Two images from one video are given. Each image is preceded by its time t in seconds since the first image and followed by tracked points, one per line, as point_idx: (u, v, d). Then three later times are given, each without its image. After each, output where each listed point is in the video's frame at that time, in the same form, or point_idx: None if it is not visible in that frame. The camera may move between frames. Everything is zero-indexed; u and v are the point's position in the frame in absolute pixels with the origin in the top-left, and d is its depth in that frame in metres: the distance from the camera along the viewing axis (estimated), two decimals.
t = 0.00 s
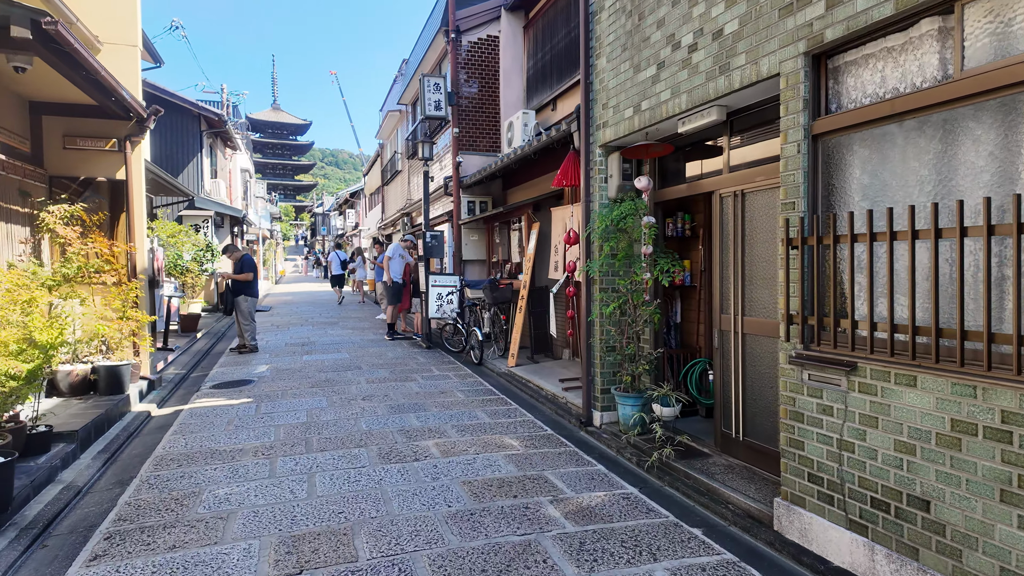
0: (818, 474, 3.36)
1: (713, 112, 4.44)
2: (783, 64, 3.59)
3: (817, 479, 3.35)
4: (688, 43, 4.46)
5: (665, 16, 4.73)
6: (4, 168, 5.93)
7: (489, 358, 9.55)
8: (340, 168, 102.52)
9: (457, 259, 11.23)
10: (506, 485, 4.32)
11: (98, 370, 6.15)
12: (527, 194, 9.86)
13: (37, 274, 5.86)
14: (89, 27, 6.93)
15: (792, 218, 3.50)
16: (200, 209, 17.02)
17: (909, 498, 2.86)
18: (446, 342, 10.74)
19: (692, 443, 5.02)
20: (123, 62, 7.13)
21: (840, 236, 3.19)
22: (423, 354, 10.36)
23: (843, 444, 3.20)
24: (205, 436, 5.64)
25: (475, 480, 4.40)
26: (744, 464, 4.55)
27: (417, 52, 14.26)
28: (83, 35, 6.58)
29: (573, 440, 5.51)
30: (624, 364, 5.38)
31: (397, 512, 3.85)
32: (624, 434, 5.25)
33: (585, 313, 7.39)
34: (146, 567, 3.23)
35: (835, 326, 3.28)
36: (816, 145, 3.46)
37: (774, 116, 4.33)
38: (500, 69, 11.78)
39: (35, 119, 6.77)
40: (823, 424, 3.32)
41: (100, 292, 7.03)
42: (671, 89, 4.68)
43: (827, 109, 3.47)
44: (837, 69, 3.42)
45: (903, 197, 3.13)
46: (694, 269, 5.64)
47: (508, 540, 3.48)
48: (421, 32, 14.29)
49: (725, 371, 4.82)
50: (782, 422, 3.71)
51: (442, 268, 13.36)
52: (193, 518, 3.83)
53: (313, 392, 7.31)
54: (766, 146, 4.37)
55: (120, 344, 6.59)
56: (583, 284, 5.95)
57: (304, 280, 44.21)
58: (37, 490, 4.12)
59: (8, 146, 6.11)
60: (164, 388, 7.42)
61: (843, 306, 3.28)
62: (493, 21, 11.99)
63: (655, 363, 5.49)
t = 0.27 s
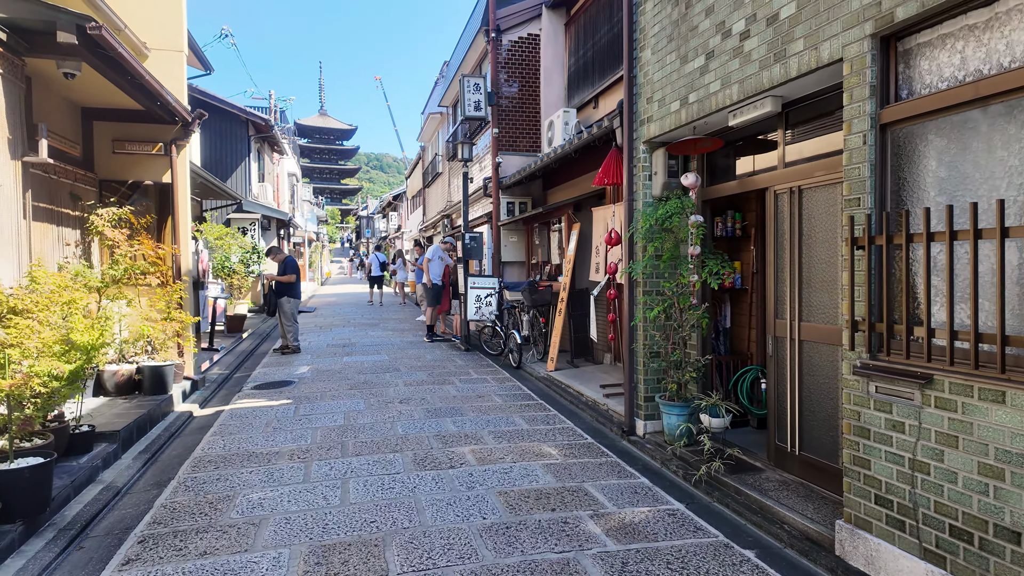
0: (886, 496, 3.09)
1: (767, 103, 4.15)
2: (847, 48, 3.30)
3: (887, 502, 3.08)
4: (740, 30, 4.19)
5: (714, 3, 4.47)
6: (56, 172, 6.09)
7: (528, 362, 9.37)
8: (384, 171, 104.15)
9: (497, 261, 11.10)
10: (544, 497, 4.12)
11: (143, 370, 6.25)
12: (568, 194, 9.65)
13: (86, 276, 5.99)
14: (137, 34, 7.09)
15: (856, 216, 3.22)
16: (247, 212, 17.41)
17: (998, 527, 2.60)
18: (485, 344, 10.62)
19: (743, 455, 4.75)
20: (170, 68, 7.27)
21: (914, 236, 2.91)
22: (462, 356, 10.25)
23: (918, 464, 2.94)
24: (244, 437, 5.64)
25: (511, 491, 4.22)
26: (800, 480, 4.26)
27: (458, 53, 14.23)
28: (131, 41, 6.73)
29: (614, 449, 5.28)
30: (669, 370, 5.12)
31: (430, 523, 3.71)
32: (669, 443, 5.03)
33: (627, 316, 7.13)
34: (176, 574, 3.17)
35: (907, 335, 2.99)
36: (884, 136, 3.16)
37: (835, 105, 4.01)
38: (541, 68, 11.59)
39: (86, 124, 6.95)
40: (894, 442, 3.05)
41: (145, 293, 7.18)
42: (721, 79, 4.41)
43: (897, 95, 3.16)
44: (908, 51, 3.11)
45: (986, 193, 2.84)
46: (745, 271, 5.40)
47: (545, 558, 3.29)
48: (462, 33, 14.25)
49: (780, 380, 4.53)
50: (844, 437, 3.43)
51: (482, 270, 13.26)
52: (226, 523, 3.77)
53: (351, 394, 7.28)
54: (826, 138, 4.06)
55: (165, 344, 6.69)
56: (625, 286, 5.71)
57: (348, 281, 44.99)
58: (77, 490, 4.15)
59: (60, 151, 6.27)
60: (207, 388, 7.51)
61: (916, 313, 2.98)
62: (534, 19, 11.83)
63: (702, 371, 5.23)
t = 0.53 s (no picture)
0: (944, 517, 2.83)
1: (810, 91, 3.89)
2: (901, 28, 3.03)
3: (948, 524, 2.81)
4: (781, 13, 3.93)
5: None
6: (83, 171, 6.09)
7: (553, 364, 9.16)
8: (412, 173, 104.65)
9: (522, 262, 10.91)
10: (569, 509, 3.92)
11: (166, 370, 6.23)
12: (595, 192, 9.41)
13: (111, 275, 5.99)
14: (163, 34, 7.10)
15: (912, 211, 2.96)
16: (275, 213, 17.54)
17: None
18: (509, 346, 10.44)
19: (782, 466, 4.47)
20: (196, 67, 7.26)
21: (979, 232, 2.64)
22: (486, 358, 10.09)
23: (984, 484, 2.66)
24: (264, 439, 5.55)
25: (535, 501, 4.03)
26: (844, 494, 3.98)
27: (484, 51, 14.09)
28: (157, 41, 6.73)
29: (644, 457, 5.05)
30: (702, 376, 4.88)
31: (450, 535, 3.54)
32: (702, 453, 4.79)
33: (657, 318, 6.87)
34: None
35: (971, 341, 2.72)
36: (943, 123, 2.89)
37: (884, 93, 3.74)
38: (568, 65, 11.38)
39: (113, 125, 6.96)
40: (956, 458, 2.78)
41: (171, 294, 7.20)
42: (760, 67, 4.16)
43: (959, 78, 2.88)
44: (972, 30, 2.84)
45: None
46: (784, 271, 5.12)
47: None
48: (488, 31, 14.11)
49: (820, 387, 4.24)
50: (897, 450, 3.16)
51: (507, 270, 13.09)
52: (240, 530, 3.66)
53: (373, 396, 7.17)
54: (874, 128, 3.79)
55: (188, 344, 6.67)
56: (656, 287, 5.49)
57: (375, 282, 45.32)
58: (95, 492, 4.09)
59: (88, 151, 6.28)
60: (230, 388, 7.48)
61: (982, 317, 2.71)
62: (561, 14, 11.61)
63: (738, 376, 4.97)
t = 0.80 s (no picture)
0: (998, 549, 2.59)
1: (842, 87, 3.66)
2: (948, 17, 2.80)
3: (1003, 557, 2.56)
4: (812, 4, 3.70)
5: None
6: (86, 174, 5.95)
7: (565, 370, 8.94)
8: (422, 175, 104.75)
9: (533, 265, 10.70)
10: (585, 530, 3.70)
11: (169, 377, 6.08)
12: (609, 194, 9.19)
13: (113, 280, 5.84)
14: (169, 34, 6.97)
15: (962, 216, 2.72)
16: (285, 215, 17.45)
17: None
18: (520, 351, 10.22)
19: (810, 484, 4.22)
20: (202, 67, 7.11)
21: None
22: (496, 363, 9.88)
23: None
24: (267, 450, 5.38)
25: (549, 521, 3.82)
26: (878, 517, 3.72)
27: (495, 51, 13.91)
28: (162, 41, 6.58)
29: (661, 472, 4.81)
30: (723, 387, 4.65)
31: (458, 559, 3.33)
32: (724, 469, 4.56)
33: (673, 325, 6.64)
34: None
35: None
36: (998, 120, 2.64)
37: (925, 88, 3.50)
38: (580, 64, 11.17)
39: (117, 127, 6.83)
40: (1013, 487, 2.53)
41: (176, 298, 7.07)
42: (789, 62, 3.93)
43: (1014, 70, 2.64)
44: None
45: None
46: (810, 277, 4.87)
47: None
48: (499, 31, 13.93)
49: (851, 401, 3.98)
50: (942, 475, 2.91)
51: (518, 273, 12.88)
52: (238, 551, 3.47)
53: (380, 403, 6.98)
54: (911, 125, 3.55)
55: (193, 350, 6.52)
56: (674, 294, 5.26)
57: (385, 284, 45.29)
58: (89, 508, 3.92)
59: (91, 153, 6.14)
60: (235, 395, 7.33)
61: None
62: (573, 13, 11.41)
63: (761, 388, 4.72)
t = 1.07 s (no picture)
0: None
1: (869, 84, 3.47)
2: (990, 7, 2.60)
3: None
4: None
5: None
6: (80, 177, 5.80)
7: (571, 377, 8.73)
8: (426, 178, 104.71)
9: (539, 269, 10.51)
10: (596, 552, 3.50)
11: (165, 386, 5.91)
12: (617, 197, 9.00)
13: (107, 286, 5.68)
14: (167, 34, 6.82)
15: (1007, 220, 2.51)
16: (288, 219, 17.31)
17: None
18: (525, 357, 10.02)
19: (832, 502, 4.00)
20: (201, 68, 6.95)
21: None
22: (500, 370, 9.68)
23: None
24: (264, 462, 5.19)
25: (557, 542, 3.62)
26: (908, 539, 3.50)
27: (499, 53, 13.76)
28: (159, 41, 6.43)
29: (674, 488, 4.61)
30: (739, 398, 4.45)
31: None
32: (741, 484, 4.36)
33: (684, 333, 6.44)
34: None
35: None
36: None
37: (958, 85, 3.31)
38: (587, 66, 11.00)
39: (114, 128, 6.68)
40: None
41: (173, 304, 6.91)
42: (810, 58, 3.74)
43: None
44: None
45: None
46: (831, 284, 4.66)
47: None
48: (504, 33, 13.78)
49: (878, 415, 3.76)
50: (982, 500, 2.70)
51: (523, 278, 12.69)
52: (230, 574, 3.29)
53: (382, 412, 6.80)
54: (943, 124, 3.35)
55: (190, 357, 6.35)
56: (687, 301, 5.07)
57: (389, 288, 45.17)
58: (75, 527, 3.73)
59: (86, 156, 5.98)
60: (234, 403, 7.14)
61: None
62: (579, 14, 11.24)
63: (780, 400, 4.51)
